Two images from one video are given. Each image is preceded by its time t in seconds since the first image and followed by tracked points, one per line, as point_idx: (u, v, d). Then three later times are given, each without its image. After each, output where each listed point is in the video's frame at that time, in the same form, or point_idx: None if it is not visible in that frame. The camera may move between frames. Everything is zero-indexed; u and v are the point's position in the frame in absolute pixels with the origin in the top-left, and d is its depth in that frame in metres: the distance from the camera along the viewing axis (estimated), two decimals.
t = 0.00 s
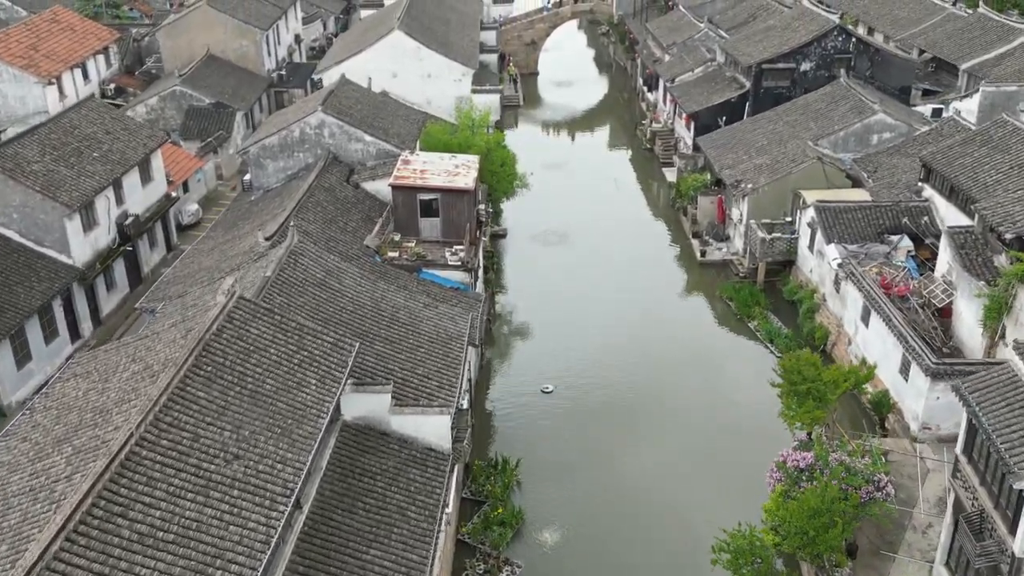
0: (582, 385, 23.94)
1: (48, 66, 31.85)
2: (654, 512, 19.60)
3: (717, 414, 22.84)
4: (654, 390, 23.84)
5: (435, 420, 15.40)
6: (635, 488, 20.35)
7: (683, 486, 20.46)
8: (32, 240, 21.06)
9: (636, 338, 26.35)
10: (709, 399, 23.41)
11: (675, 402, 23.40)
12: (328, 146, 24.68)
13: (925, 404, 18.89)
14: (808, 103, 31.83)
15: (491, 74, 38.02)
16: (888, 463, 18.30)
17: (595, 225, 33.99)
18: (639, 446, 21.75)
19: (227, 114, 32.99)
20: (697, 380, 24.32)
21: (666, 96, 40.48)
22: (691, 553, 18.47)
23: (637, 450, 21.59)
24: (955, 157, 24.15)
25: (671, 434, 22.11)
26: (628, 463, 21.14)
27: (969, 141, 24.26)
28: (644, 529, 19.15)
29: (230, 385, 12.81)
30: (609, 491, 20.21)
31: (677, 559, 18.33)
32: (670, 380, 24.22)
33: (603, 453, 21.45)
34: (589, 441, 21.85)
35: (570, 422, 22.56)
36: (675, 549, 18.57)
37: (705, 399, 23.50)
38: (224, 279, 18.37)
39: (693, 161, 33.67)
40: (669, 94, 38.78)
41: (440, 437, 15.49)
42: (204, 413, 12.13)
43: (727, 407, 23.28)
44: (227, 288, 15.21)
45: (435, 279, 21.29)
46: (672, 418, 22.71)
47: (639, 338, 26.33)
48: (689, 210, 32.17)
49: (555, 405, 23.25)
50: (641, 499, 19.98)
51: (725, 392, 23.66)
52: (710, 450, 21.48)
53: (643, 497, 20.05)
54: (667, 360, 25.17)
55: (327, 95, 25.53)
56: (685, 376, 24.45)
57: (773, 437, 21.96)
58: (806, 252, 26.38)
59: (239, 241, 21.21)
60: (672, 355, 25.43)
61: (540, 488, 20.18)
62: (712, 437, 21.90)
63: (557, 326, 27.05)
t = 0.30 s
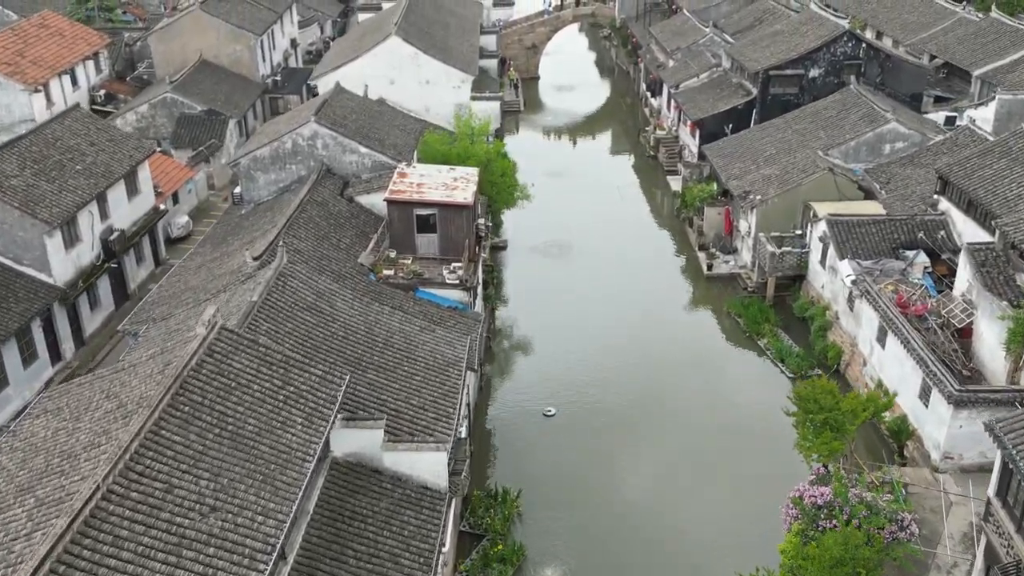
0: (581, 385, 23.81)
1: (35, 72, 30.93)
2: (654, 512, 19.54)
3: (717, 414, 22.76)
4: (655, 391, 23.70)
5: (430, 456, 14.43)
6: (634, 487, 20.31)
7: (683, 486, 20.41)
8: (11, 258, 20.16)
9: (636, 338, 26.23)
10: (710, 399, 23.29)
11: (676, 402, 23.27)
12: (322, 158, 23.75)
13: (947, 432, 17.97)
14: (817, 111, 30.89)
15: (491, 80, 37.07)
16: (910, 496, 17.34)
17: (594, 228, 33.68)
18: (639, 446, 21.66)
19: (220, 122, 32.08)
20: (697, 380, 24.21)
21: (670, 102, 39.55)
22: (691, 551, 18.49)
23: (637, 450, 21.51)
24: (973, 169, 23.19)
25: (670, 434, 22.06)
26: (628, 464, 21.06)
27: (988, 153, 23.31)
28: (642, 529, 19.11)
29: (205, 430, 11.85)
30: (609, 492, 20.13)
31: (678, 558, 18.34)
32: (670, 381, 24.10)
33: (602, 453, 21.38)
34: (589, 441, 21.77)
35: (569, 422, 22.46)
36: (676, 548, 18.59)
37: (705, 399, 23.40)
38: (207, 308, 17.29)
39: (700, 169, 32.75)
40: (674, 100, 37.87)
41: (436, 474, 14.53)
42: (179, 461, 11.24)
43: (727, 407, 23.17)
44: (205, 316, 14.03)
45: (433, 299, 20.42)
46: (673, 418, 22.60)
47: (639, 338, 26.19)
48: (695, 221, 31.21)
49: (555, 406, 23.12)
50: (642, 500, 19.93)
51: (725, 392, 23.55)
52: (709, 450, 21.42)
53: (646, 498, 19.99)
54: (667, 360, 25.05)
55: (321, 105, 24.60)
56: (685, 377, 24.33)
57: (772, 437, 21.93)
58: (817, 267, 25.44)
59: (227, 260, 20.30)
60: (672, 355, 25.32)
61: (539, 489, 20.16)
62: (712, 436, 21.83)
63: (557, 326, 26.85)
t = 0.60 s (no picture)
0: (582, 386, 23.78)
1: (22, 79, 30.05)
2: (655, 513, 19.54)
3: (717, 413, 22.73)
4: (655, 390, 23.66)
5: (426, 496, 13.55)
6: (634, 487, 20.33)
7: (683, 484, 20.43)
8: None
9: (637, 338, 26.15)
10: (710, 399, 23.29)
11: (675, 402, 23.23)
12: (316, 171, 22.87)
13: (972, 463, 17.06)
14: (827, 119, 30.00)
15: (491, 86, 36.20)
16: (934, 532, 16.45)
17: (594, 228, 33.39)
18: (639, 446, 21.64)
19: (213, 130, 31.21)
20: (696, 380, 24.19)
21: (675, 108, 38.66)
22: (692, 549, 18.58)
23: (637, 450, 21.49)
24: (993, 182, 22.30)
25: (670, 432, 22.09)
26: (628, 464, 21.05)
27: (1008, 165, 22.41)
28: (642, 529, 19.13)
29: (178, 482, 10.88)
30: (609, 492, 20.16)
31: (679, 556, 18.43)
32: (670, 380, 24.08)
33: (603, 454, 21.37)
34: (589, 441, 21.77)
35: (569, 421, 22.46)
36: (677, 547, 18.66)
37: (705, 398, 23.38)
38: (189, 339, 16.21)
39: (706, 179, 31.83)
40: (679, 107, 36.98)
41: (433, 516, 13.65)
42: (153, 515, 10.34)
43: (727, 405, 23.14)
44: (183, 350, 13.00)
45: (432, 320, 19.52)
46: (673, 417, 22.60)
47: (640, 340, 26.09)
48: (702, 232, 30.32)
49: (555, 404, 23.14)
50: (643, 499, 19.95)
51: (725, 391, 23.55)
52: (710, 449, 21.43)
53: (646, 497, 20.01)
54: (668, 361, 25.00)
55: (315, 115, 23.72)
56: (685, 377, 24.30)
57: (772, 436, 21.94)
58: (830, 282, 24.56)
59: (216, 279, 19.42)
60: (672, 355, 25.26)
61: (539, 491, 20.21)
62: (711, 435, 21.83)
63: (559, 326, 26.76)
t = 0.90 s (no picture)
0: (582, 386, 23.83)
1: (8, 87, 29.19)
2: (649, 514, 19.59)
3: (717, 414, 22.75)
4: (656, 391, 23.67)
5: (422, 543, 12.69)
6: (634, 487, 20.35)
7: (683, 485, 20.46)
8: None
9: (638, 338, 26.12)
10: (711, 399, 23.34)
11: (676, 403, 23.25)
12: (310, 185, 22.03)
13: (998, 496, 16.17)
14: (837, 128, 29.15)
15: (492, 93, 35.39)
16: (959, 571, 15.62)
17: (595, 232, 33.06)
18: (639, 447, 21.64)
19: (206, 139, 30.40)
20: (697, 380, 24.24)
21: (680, 115, 37.81)
22: (692, 550, 18.61)
23: (637, 451, 21.48)
24: (1013, 197, 21.46)
25: (670, 433, 22.12)
26: (628, 465, 21.06)
27: None
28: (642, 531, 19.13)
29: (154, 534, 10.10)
30: (609, 493, 20.18)
31: (678, 556, 18.47)
32: (671, 382, 24.11)
33: (603, 454, 21.36)
34: (589, 442, 21.76)
35: (569, 422, 22.47)
36: (676, 548, 18.69)
37: (706, 400, 23.41)
38: (167, 375, 15.13)
39: (713, 189, 30.83)
40: (684, 114, 36.14)
41: (429, 562, 12.80)
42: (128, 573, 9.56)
43: (726, 406, 23.19)
44: (161, 388, 12.15)
45: (430, 342, 18.68)
46: (674, 417, 22.64)
47: (641, 340, 26.04)
48: (708, 244, 29.46)
49: (556, 403, 23.17)
50: (642, 501, 19.96)
51: (725, 393, 23.60)
52: (710, 450, 21.44)
53: (647, 498, 20.04)
54: (668, 362, 25.02)
55: (309, 126, 22.87)
56: (685, 378, 24.34)
57: (772, 437, 21.98)
58: (842, 299, 23.70)
59: (204, 300, 18.60)
60: (673, 356, 25.25)
61: (540, 491, 20.24)
62: (711, 436, 21.85)
63: (561, 326, 26.72)
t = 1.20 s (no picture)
0: (582, 387, 23.80)
1: None
2: (648, 513, 19.49)
3: (718, 415, 22.76)
4: (656, 392, 23.65)
5: None
6: (634, 485, 20.30)
7: (684, 484, 20.36)
8: None
9: (638, 338, 26.17)
10: (710, 400, 23.33)
11: (675, 403, 23.24)
12: (303, 200, 21.21)
13: None
14: (848, 137, 28.30)
15: (493, 100, 34.59)
16: None
17: (596, 238, 32.68)
18: (639, 447, 21.56)
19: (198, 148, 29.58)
20: (697, 381, 24.26)
21: (684, 122, 36.97)
22: (692, 550, 18.48)
23: (637, 451, 21.40)
24: None
25: (670, 432, 22.08)
26: (628, 465, 20.98)
27: None
28: (642, 531, 19.02)
29: None
30: (609, 493, 20.06)
31: (678, 556, 18.33)
32: (670, 382, 24.11)
33: (603, 454, 21.28)
34: (589, 442, 21.67)
35: (569, 422, 22.40)
36: (676, 547, 18.55)
37: (707, 401, 23.37)
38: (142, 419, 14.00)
39: (719, 200, 29.86)
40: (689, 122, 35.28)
41: None
42: None
43: (726, 406, 23.25)
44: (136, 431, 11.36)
45: (427, 367, 17.82)
46: (673, 417, 22.62)
47: (641, 340, 26.10)
48: (715, 257, 28.59)
49: (557, 403, 23.09)
50: (641, 500, 19.86)
51: (725, 395, 23.59)
52: (710, 450, 21.40)
53: (646, 497, 19.94)
54: (668, 361, 25.06)
55: (303, 139, 22.03)
56: (685, 378, 24.37)
57: (773, 436, 21.99)
58: (856, 317, 22.82)
59: (191, 323, 17.77)
60: (673, 357, 25.29)
61: (539, 491, 20.16)
62: (711, 436, 21.82)
63: (560, 330, 26.49)
